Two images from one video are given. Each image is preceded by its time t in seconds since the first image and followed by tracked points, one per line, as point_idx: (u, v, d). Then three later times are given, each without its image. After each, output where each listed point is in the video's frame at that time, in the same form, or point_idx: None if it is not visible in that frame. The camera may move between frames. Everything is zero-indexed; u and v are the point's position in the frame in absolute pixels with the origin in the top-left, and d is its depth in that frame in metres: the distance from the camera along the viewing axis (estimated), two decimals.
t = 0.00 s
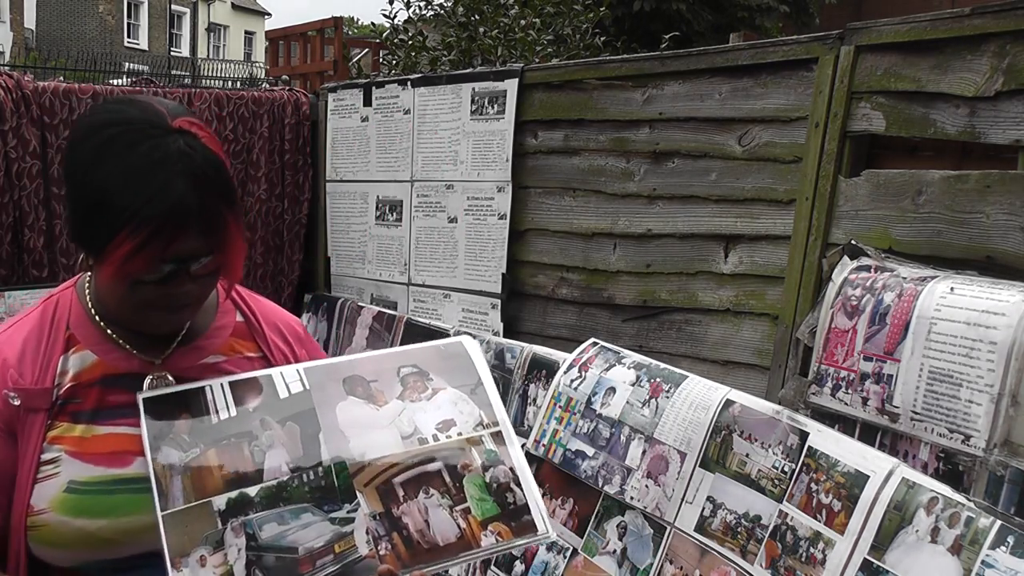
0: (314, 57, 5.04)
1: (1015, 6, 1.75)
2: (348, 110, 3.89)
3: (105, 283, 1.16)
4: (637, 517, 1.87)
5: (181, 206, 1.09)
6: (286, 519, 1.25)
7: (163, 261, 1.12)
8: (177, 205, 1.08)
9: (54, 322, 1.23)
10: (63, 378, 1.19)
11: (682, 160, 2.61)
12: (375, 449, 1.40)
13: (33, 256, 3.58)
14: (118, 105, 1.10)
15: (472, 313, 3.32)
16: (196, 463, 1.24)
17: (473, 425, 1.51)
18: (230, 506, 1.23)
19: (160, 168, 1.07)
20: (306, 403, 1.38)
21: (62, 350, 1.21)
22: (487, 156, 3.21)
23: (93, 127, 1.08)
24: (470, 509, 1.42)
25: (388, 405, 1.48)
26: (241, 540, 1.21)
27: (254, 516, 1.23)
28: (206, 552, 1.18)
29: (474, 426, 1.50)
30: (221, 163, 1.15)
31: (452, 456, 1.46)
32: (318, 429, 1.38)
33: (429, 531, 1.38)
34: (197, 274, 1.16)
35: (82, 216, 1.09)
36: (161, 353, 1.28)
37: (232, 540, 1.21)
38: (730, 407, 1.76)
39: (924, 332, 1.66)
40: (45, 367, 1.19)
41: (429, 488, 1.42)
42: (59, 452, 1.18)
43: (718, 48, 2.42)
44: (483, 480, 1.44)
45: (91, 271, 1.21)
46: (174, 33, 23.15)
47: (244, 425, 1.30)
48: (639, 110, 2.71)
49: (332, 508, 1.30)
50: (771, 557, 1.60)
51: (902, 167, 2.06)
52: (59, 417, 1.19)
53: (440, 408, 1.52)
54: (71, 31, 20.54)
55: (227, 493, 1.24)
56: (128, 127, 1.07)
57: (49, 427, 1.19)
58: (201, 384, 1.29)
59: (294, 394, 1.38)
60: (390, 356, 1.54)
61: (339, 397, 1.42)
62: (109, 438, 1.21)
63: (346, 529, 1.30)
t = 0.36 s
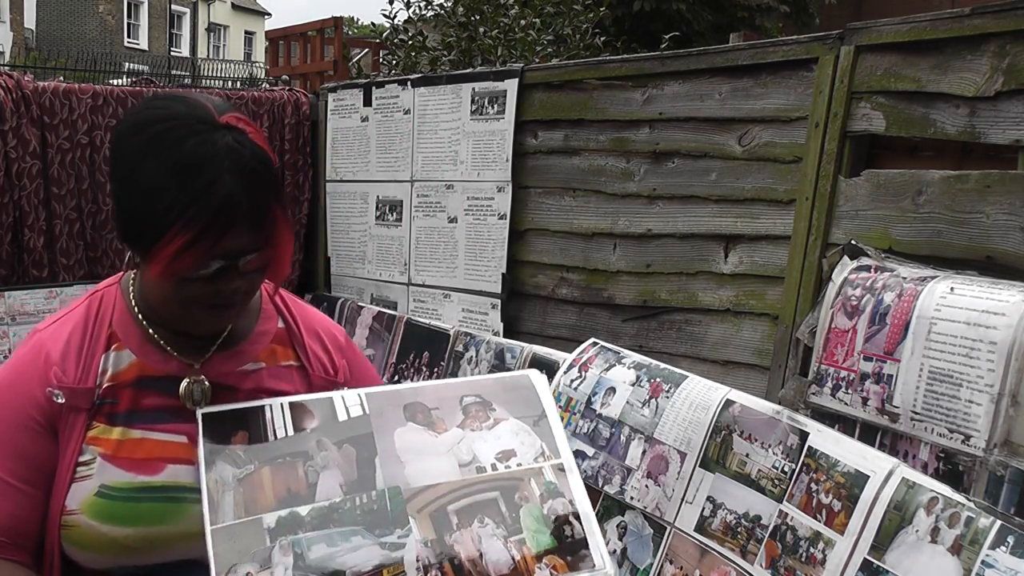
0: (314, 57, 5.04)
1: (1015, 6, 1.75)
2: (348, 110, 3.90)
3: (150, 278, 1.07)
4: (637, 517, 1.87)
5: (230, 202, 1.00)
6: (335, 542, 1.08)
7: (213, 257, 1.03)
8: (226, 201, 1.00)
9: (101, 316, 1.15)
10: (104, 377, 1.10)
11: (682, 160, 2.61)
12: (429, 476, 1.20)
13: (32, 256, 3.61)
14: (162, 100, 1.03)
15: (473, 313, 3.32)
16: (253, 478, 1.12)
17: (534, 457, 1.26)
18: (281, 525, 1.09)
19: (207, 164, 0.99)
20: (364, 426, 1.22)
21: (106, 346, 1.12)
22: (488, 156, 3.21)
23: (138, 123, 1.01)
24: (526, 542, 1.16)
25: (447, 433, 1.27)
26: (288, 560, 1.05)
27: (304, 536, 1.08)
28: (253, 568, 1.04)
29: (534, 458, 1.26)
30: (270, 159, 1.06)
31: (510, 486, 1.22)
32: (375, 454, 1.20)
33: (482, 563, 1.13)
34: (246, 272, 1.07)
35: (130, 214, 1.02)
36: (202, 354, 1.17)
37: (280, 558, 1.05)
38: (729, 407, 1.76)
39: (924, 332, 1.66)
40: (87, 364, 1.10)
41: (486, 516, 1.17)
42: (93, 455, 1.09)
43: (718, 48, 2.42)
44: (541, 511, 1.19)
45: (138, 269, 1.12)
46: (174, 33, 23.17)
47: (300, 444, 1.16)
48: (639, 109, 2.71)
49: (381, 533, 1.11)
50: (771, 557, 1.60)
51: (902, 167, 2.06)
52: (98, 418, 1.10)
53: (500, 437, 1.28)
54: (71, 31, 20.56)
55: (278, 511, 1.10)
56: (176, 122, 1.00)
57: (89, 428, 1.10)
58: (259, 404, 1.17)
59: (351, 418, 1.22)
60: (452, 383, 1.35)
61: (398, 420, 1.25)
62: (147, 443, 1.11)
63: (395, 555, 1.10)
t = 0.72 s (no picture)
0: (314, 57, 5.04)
1: (1015, 6, 1.75)
2: (348, 110, 3.90)
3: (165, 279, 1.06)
4: (637, 517, 1.87)
5: (247, 206, 0.98)
6: (348, 545, 1.06)
7: (227, 260, 1.01)
8: (243, 205, 0.98)
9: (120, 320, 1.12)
10: (125, 384, 1.08)
11: (682, 160, 2.61)
12: (448, 482, 1.15)
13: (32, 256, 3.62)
14: (190, 98, 1.01)
15: (473, 313, 3.32)
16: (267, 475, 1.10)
17: (557, 466, 1.19)
18: (294, 524, 1.07)
19: (225, 167, 0.97)
20: (382, 430, 1.19)
21: (126, 352, 1.10)
22: (488, 156, 3.21)
23: (162, 120, 0.99)
24: (544, 555, 1.12)
25: (469, 438, 1.21)
26: (299, 561, 1.04)
27: (316, 536, 1.06)
28: (261, 568, 1.03)
29: (557, 467, 1.19)
30: (295, 166, 1.04)
31: (532, 495, 1.16)
32: (393, 456, 1.17)
33: None
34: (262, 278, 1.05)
35: (147, 212, 1.00)
36: (224, 359, 1.14)
37: (291, 558, 1.04)
38: (729, 407, 1.76)
39: (924, 333, 1.65)
40: (108, 370, 1.08)
41: (505, 526, 1.13)
42: (114, 463, 1.07)
43: (718, 48, 2.42)
44: (561, 524, 1.13)
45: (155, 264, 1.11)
46: (174, 33, 23.18)
47: (317, 446, 1.13)
48: (639, 109, 2.71)
49: (396, 538, 1.09)
50: (771, 557, 1.59)
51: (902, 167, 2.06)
52: (119, 426, 1.08)
53: (523, 444, 1.21)
54: (70, 31, 20.57)
55: (291, 509, 1.08)
56: (199, 123, 0.98)
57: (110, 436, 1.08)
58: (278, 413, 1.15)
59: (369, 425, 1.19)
60: (478, 389, 1.28)
61: (419, 426, 1.21)
62: (165, 452, 1.09)
63: (409, 562, 1.09)
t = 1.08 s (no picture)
0: (314, 57, 5.04)
1: (1016, 6, 1.75)
2: (348, 110, 3.90)
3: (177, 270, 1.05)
4: (637, 517, 1.87)
5: (261, 185, 1.00)
6: (348, 547, 1.05)
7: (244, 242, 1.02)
8: (257, 185, 0.99)
9: (122, 319, 1.12)
10: (125, 381, 1.07)
11: (682, 160, 2.61)
12: (452, 491, 1.15)
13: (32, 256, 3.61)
14: (181, 91, 1.02)
15: (473, 313, 3.32)
16: (275, 481, 1.10)
17: (562, 478, 1.18)
18: (296, 529, 1.06)
19: (233, 150, 0.98)
20: (389, 437, 1.18)
21: (127, 349, 1.09)
22: (487, 156, 3.21)
23: (160, 115, 1.00)
24: (546, 557, 1.09)
25: (475, 450, 1.21)
26: (298, 560, 1.02)
27: (317, 538, 1.05)
28: (260, 566, 1.01)
29: (562, 480, 1.17)
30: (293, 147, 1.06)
31: (536, 504, 1.15)
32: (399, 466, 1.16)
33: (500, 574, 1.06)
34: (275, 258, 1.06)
35: (158, 208, 1.00)
36: (227, 351, 1.14)
37: (290, 557, 1.03)
38: (729, 407, 1.76)
39: (924, 332, 1.65)
40: (108, 368, 1.08)
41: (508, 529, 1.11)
42: (117, 460, 1.07)
43: (718, 48, 2.42)
44: (565, 529, 1.11)
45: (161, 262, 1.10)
46: (174, 33, 23.18)
47: (324, 453, 1.13)
48: (639, 109, 2.71)
49: (397, 542, 1.07)
50: (771, 557, 1.59)
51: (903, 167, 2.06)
52: (121, 422, 1.08)
53: (529, 456, 1.20)
54: (70, 31, 20.56)
55: (295, 515, 1.07)
56: (201, 112, 0.99)
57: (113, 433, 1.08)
58: (285, 409, 1.14)
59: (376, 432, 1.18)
60: (487, 398, 1.27)
61: (426, 435, 1.20)
62: (169, 447, 1.08)
63: (410, 563, 1.06)
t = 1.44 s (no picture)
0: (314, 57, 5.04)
1: (1016, 6, 1.75)
2: (348, 110, 3.90)
3: (177, 257, 1.05)
4: (637, 517, 1.87)
5: (259, 167, 1.01)
6: (319, 519, 1.01)
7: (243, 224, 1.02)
8: (256, 168, 1.01)
9: (123, 314, 1.12)
10: (127, 373, 1.07)
11: (682, 160, 2.61)
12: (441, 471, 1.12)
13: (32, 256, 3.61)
14: (183, 85, 1.05)
15: (473, 312, 3.32)
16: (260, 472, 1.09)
17: (559, 464, 1.12)
18: (273, 510, 1.03)
19: (233, 132, 1.00)
20: (388, 435, 1.16)
21: (128, 342, 1.09)
22: (487, 156, 3.21)
23: (161, 105, 1.02)
24: (523, 522, 1.00)
25: (473, 445, 1.18)
26: (264, 532, 0.98)
27: (291, 516, 1.02)
28: (226, 537, 0.97)
29: (559, 465, 1.12)
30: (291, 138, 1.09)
31: (523, 480, 1.10)
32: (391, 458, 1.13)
33: (466, 530, 0.98)
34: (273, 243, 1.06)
35: (159, 191, 1.01)
36: (228, 344, 1.14)
37: (258, 530, 0.99)
38: (729, 407, 1.76)
39: (924, 332, 1.65)
40: (110, 360, 1.07)
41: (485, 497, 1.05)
42: (121, 451, 1.06)
43: (718, 48, 2.42)
44: (548, 503, 1.04)
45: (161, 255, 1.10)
46: (174, 33, 23.17)
47: (317, 447, 1.12)
48: (639, 109, 2.71)
49: (369, 513, 1.03)
50: (771, 557, 1.59)
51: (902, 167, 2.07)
52: (124, 413, 1.07)
53: (526, 447, 1.17)
54: (70, 31, 20.56)
55: (273, 498, 1.05)
56: (201, 100, 1.02)
57: (115, 424, 1.06)
58: (288, 408, 1.14)
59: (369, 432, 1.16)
60: (494, 407, 1.27)
61: (425, 435, 1.18)
62: (172, 438, 1.08)
63: (376, 527, 0.99)
